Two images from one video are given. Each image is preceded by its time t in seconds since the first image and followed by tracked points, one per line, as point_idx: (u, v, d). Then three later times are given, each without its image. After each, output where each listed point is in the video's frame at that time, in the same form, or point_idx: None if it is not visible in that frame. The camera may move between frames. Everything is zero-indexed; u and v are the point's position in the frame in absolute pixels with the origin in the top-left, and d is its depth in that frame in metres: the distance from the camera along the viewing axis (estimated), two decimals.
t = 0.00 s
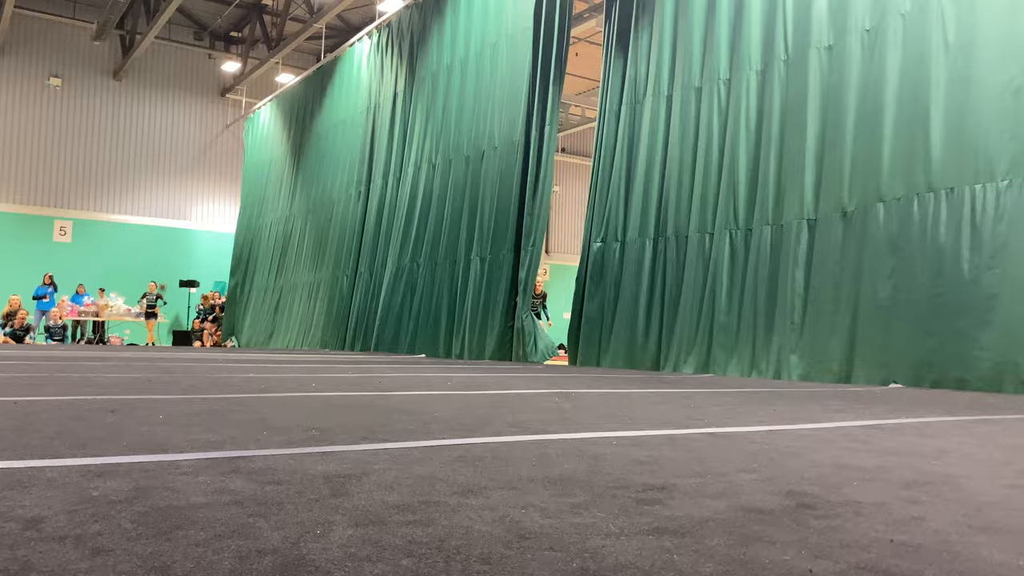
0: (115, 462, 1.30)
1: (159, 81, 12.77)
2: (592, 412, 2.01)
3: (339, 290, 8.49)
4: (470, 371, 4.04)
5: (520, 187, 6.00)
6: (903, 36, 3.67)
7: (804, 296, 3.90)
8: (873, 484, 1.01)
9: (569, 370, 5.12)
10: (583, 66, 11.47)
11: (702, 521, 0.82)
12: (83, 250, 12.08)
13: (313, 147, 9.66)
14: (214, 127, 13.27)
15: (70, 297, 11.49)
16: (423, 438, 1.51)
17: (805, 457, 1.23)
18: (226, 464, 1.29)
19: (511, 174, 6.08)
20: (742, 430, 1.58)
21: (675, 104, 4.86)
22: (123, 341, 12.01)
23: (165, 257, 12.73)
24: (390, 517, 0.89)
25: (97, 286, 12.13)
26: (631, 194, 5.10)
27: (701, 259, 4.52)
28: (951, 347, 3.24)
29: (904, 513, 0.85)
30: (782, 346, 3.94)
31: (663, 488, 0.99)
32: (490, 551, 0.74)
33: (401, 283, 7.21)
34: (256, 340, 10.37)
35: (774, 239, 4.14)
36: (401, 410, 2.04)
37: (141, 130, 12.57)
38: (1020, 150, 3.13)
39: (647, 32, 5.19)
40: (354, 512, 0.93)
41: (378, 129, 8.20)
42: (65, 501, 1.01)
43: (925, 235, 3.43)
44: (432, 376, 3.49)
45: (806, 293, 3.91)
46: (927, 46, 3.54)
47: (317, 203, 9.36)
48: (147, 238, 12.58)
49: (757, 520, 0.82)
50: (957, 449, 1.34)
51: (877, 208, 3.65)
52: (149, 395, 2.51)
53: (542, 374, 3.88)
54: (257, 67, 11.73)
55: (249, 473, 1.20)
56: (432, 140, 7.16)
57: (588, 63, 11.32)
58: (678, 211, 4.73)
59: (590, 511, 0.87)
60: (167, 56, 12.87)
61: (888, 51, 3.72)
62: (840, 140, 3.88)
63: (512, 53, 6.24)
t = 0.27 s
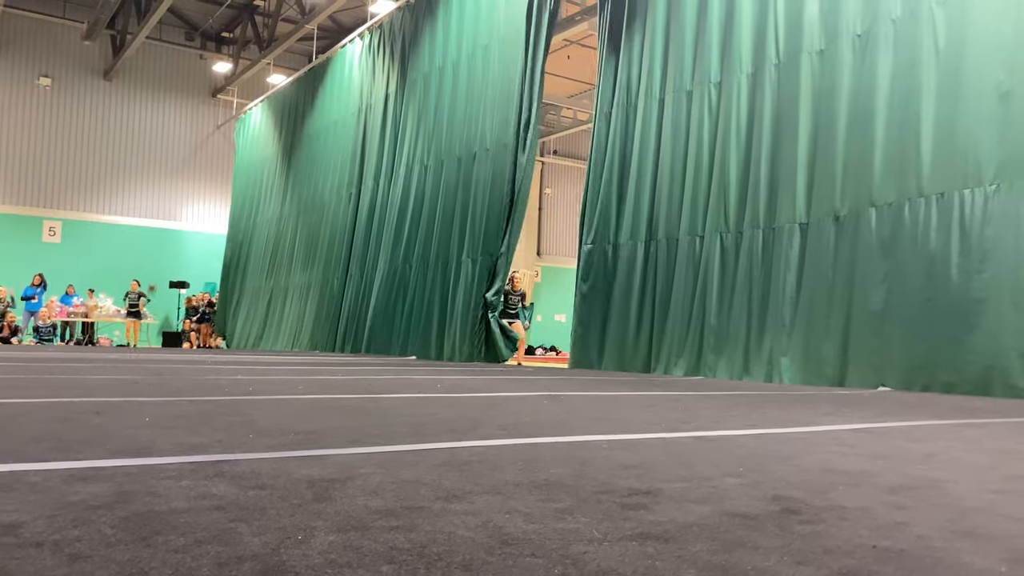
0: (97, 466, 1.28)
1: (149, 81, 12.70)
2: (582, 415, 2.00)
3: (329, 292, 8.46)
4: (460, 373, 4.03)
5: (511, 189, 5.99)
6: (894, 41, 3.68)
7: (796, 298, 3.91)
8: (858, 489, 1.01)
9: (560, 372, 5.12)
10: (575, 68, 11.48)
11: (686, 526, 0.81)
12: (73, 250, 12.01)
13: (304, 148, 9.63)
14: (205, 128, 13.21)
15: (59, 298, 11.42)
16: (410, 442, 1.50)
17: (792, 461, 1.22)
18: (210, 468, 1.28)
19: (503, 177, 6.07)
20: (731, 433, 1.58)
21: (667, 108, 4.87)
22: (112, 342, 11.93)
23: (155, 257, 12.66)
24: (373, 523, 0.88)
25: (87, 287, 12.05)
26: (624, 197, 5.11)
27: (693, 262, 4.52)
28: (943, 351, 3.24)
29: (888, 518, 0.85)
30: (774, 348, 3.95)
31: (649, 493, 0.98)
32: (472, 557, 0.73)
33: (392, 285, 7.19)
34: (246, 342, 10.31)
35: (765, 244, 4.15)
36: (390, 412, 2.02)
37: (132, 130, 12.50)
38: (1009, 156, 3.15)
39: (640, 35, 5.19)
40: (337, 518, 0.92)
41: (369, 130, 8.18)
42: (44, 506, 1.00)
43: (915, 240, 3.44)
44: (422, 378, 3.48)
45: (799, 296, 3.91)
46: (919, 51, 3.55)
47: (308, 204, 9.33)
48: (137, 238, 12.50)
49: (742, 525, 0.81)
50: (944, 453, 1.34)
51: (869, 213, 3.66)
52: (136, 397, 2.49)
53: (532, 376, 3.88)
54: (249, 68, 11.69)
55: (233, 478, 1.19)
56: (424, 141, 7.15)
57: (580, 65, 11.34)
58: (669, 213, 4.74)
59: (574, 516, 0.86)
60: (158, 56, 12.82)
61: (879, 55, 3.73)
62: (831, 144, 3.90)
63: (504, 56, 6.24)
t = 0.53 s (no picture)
0: (64, 467, 1.25)
1: (128, 77, 12.54)
2: (560, 416, 1.99)
3: (309, 290, 8.39)
4: (440, 374, 4.00)
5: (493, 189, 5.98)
6: (875, 47, 3.72)
7: (776, 300, 3.94)
8: (833, 492, 1.00)
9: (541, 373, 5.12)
10: (558, 69, 11.50)
11: (659, 530, 0.80)
12: (50, 247, 11.83)
13: (285, 147, 9.55)
14: (185, 125, 13.07)
15: (35, 295, 11.22)
16: (385, 443, 1.48)
17: (768, 463, 1.22)
18: (180, 470, 1.25)
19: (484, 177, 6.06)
20: (708, 435, 1.58)
21: (650, 111, 4.88)
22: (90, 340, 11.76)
23: (134, 255, 12.50)
24: (342, 527, 0.86)
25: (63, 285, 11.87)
26: (607, 198, 5.12)
27: (673, 263, 4.54)
28: (922, 355, 3.27)
29: (862, 522, 0.84)
30: (753, 351, 3.97)
31: (623, 495, 0.97)
32: (441, 562, 0.72)
33: (373, 284, 7.14)
34: (226, 341, 10.19)
35: (746, 246, 4.17)
36: (367, 413, 2.00)
37: (111, 126, 12.33)
38: (986, 162, 3.19)
39: (623, 37, 5.20)
40: (306, 521, 0.90)
41: (350, 129, 8.14)
42: (5, 509, 0.97)
43: (894, 244, 3.47)
44: (401, 378, 3.45)
45: (779, 298, 3.94)
46: (899, 58, 3.58)
47: (288, 202, 9.25)
48: (115, 236, 12.33)
49: (715, 530, 0.80)
50: (919, 456, 1.35)
51: (850, 218, 3.68)
52: (109, 397, 2.45)
53: (511, 377, 3.86)
54: (230, 64, 11.58)
55: (202, 480, 1.16)
56: (406, 141, 7.12)
57: (563, 66, 11.35)
58: (651, 215, 4.75)
59: (547, 520, 0.85)
60: (138, 52, 12.66)
61: (860, 61, 3.76)
62: (812, 149, 3.92)
63: (486, 56, 6.23)
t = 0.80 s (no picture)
0: (6, 471, 1.19)
1: (85, 68, 12.19)
2: (524, 415, 1.98)
3: (271, 287, 8.25)
4: (405, 373, 3.96)
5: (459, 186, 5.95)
6: (838, 50, 3.77)
7: (740, 299, 3.98)
8: (795, 494, 1.00)
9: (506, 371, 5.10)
10: (525, 68, 11.49)
11: (622, 535, 0.79)
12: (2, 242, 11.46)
13: (247, 141, 9.38)
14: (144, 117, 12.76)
15: None
16: (345, 445, 1.45)
17: (730, 464, 1.22)
18: (130, 473, 1.20)
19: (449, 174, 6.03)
20: (672, 435, 1.58)
21: (616, 110, 4.89)
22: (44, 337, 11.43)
23: (90, 250, 12.16)
24: (296, 534, 0.83)
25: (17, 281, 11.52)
26: (574, 197, 5.12)
27: (637, 261, 4.57)
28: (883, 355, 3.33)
29: (824, 525, 0.84)
30: (717, 350, 4.01)
31: (586, 499, 0.96)
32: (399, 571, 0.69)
33: (337, 281, 7.05)
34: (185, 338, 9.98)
35: (710, 246, 4.21)
36: (327, 414, 1.96)
37: (67, 118, 11.97)
38: (944, 165, 3.25)
39: (590, 36, 5.21)
40: (260, 528, 0.87)
41: (314, 123, 8.02)
42: None
43: (856, 246, 3.53)
44: (364, 377, 3.40)
45: (743, 296, 3.98)
46: (862, 61, 3.64)
47: (250, 197, 9.08)
48: (71, 230, 11.97)
49: (677, 534, 0.79)
50: (878, 456, 1.36)
51: (814, 219, 3.73)
52: (60, 396, 2.36)
53: (476, 376, 3.84)
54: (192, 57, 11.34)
55: (153, 484, 1.12)
56: (370, 136, 7.04)
57: (530, 64, 11.34)
58: (617, 214, 4.77)
59: (509, 525, 0.83)
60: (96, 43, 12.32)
61: (824, 64, 3.82)
62: (776, 150, 3.97)
63: (452, 52, 6.19)
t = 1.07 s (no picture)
0: None
1: (40, 58, 11.83)
2: (487, 416, 1.97)
3: (232, 284, 8.11)
4: (369, 372, 3.92)
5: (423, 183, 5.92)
6: (801, 53, 3.83)
7: (705, 298, 4.02)
8: (754, 496, 1.01)
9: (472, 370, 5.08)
10: (492, 65, 11.47)
11: (581, 540, 0.78)
12: None
13: (208, 135, 9.20)
14: (103, 111, 12.44)
15: None
16: (303, 448, 1.42)
17: (690, 465, 1.23)
18: (77, 480, 1.16)
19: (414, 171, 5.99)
20: (633, 436, 1.58)
21: (582, 109, 4.90)
22: None
23: (45, 246, 11.79)
24: (248, 543, 0.81)
25: None
26: (541, 196, 5.12)
27: (603, 260, 4.59)
28: (844, 355, 3.39)
29: (781, 528, 0.84)
30: (681, 349, 4.04)
31: (545, 503, 0.95)
32: None
33: (301, 278, 6.96)
34: (145, 336, 9.75)
35: (675, 245, 4.24)
36: (286, 415, 1.92)
37: (20, 110, 11.60)
38: (904, 167, 3.32)
39: (557, 35, 5.21)
40: (210, 537, 0.84)
41: (277, 118, 7.90)
42: None
43: (818, 247, 3.59)
44: (327, 376, 3.35)
45: (707, 296, 4.02)
46: (824, 64, 3.70)
47: (211, 193, 8.91)
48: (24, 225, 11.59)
49: (636, 538, 0.79)
50: (835, 456, 1.38)
51: (778, 220, 3.78)
52: (8, 398, 2.28)
53: (441, 375, 3.81)
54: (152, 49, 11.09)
55: (101, 491, 1.08)
56: (334, 132, 6.96)
57: (497, 62, 11.33)
58: (583, 213, 4.78)
59: (467, 532, 0.82)
60: (52, 33, 11.97)
61: (787, 67, 3.87)
62: (739, 151, 4.01)
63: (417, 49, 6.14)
